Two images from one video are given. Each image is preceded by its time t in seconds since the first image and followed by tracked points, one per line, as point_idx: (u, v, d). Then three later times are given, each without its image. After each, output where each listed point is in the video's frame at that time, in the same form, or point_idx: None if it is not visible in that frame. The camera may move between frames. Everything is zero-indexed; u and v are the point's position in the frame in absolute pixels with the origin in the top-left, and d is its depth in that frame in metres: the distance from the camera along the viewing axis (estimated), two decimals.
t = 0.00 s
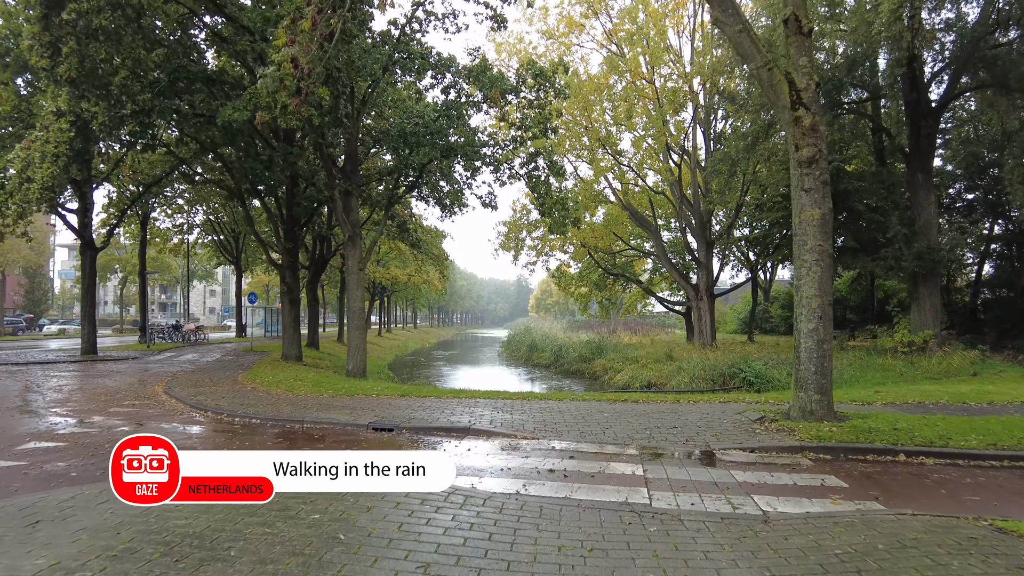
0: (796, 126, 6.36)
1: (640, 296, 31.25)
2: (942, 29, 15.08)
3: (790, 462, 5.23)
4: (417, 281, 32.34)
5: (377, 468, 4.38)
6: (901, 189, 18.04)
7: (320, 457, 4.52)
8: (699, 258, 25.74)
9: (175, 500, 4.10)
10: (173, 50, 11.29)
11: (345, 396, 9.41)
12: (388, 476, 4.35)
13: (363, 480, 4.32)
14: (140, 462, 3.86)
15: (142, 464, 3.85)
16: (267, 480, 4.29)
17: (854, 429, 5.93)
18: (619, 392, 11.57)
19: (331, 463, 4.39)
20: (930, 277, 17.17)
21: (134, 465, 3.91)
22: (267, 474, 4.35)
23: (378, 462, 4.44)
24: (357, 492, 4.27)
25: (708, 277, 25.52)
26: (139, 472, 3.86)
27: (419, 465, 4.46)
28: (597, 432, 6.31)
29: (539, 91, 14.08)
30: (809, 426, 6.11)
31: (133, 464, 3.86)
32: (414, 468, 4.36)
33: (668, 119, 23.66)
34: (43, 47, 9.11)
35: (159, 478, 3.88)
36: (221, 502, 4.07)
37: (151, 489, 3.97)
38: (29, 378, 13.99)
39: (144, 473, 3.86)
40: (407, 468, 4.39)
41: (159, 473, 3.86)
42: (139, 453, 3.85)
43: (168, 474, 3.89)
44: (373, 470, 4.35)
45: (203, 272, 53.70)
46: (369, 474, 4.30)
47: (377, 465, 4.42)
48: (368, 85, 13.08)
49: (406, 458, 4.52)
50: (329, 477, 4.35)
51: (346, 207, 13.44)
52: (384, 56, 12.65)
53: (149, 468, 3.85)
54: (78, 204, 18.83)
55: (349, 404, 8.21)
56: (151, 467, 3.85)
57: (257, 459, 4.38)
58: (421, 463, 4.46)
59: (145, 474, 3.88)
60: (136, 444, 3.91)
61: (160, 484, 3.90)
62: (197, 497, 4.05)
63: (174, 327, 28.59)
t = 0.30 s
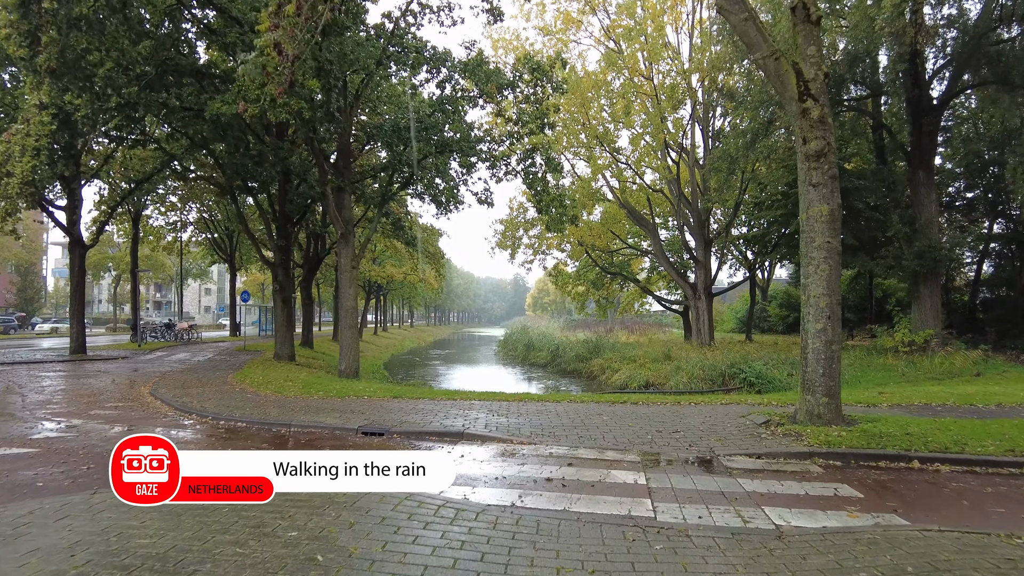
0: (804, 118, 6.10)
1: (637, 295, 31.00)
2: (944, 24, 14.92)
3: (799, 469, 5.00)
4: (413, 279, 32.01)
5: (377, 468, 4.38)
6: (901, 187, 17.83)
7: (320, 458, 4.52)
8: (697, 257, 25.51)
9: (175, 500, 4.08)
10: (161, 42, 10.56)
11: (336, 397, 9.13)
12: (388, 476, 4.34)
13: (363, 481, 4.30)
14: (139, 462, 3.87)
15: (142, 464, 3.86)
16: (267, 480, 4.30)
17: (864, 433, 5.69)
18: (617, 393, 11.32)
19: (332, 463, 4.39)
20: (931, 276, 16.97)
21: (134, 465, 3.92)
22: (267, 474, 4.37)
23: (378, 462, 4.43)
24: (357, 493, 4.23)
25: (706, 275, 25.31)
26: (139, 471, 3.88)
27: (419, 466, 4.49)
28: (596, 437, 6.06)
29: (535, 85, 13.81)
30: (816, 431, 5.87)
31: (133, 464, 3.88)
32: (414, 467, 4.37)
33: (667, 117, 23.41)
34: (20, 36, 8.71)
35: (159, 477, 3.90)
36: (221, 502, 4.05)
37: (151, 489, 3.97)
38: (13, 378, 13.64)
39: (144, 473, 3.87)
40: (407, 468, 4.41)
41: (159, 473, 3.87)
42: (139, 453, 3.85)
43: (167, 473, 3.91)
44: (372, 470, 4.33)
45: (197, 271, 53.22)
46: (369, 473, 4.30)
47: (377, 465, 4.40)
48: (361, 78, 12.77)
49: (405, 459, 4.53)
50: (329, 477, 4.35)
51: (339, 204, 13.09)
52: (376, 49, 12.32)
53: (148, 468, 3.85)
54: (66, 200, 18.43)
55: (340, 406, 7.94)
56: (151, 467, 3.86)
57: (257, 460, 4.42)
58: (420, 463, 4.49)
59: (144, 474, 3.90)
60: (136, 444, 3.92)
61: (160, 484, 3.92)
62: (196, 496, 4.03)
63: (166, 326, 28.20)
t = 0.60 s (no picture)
0: (811, 107, 5.84)
1: (634, 294, 30.71)
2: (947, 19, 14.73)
3: (809, 477, 4.74)
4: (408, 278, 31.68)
5: (377, 468, 4.47)
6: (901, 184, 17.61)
7: (319, 459, 4.61)
8: (695, 255, 25.27)
9: (175, 500, 4.11)
10: (146, 34, 10.29)
11: (325, 399, 8.82)
12: (388, 476, 4.40)
13: (362, 480, 4.37)
14: (140, 462, 3.96)
15: (142, 464, 3.94)
16: (267, 480, 4.35)
17: (875, 437, 5.42)
18: (614, 394, 11.03)
19: (332, 464, 4.48)
20: (932, 274, 16.76)
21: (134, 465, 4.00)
22: (267, 474, 4.46)
23: (378, 463, 4.53)
24: (352, 500, 4.05)
25: (704, 274, 25.07)
26: (139, 472, 3.95)
27: (419, 466, 4.56)
28: (595, 442, 5.78)
29: (531, 79, 13.52)
30: (825, 435, 5.60)
31: (134, 463, 3.96)
32: (415, 468, 4.47)
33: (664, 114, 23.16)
34: None
35: (158, 478, 3.95)
36: (220, 502, 4.08)
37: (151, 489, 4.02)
38: None
39: (144, 472, 3.95)
40: (407, 468, 4.50)
41: (158, 472, 3.93)
42: (139, 453, 3.94)
43: (167, 473, 3.95)
44: (372, 470, 4.41)
45: (191, 270, 52.70)
46: (369, 473, 4.38)
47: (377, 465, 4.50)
48: (352, 71, 12.42)
49: (406, 460, 4.65)
50: (329, 477, 4.41)
51: (329, 201, 12.75)
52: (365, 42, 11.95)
53: (148, 468, 3.92)
54: (52, 198, 18.02)
55: (327, 409, 7.64)
56: (150, 467, 3.93)
57: (258, 461, 4.54)
58: (420, 463, 4.60)
59: (144, 475, 3.96)
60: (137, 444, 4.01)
61: (159, 484, 3.96)
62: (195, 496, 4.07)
63: (156, 325, 27.77)
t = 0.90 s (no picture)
0: (822, 99, 5.57)
1: (633, 294, 30.46)
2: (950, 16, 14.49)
3: (824, 487, 4.49)
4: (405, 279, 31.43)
5: (377, 469, 4.50)
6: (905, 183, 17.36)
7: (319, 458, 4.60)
8: (695, 255, 25.03)
9: (175, 500, 4.15)
10: (133, 27, 10.20)
11: (317, 403, 8.55)
12: (388, 476, 4.46)
13: (362, 480, 4.40)
14: (140, 462, 3.95)
15: (143, 464, 3.93)
16: (268, 481, 4.37)
17: (890, 444, 5.17)
18: (614, 396, 10.79)
19: (332, 464, 4.47)
20: (935, 274, 16.53)
21: (134, 464, 3.98)
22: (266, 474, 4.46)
23: (378, 463, 4.54)
24: (339, 513, 3.83)
25: (704, 274, 24.85)
26: (139, 471, 3.96)
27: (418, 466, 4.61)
28: (596, 450, 5.52)
29: (529, 75, 13.26)
30: (838, 442, 5.35)
31: (133, 463, 3.95)
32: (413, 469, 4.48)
33: (663, 112, 22.92)
34: None
35: (159, 478, 3.97)
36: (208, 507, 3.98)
37: (152, 489, 4.01)
38: None
39: (144, 473, 3.95)
40: (407, 469, 4.53)
41: (159, 473, 3.94)
42: (140, 453, 3.92)
43: (167, 474, 3.97)
44: (373, 470, 4.46)
45: (188, 270, 52.40)
46: (369, 474, 4.42)
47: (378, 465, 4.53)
48: (346, 67, 12.16)
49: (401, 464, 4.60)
50: (329, 477, 4.44)
51: (323, 198, 12.46)
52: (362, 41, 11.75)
53: (148, 468, 3.91)
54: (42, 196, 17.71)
55: (318, 414, 7.37)
56: (151, 468, 3.92)
57: (257, 460, 4.49)
58: (420, 463, 4.66)
59: (144, 475, 3.98)
60: (136, 443, 3.97)
61: (159, 484, 3.99)
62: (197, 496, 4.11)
63: (151, 326, 27.47)
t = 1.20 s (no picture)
0: (838, 90, 5.32)
1: (633, 295, 30.18)
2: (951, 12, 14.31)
3: (844, 499, 4.22)
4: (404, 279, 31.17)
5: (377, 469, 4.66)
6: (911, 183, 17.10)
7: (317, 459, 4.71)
8: (696, 256, 24.77)
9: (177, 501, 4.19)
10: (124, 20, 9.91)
11: (310, 408, 8.29)
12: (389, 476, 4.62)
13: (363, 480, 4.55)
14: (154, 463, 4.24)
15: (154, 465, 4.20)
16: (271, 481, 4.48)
17: (910, 453, 4.90)
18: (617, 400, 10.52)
19: (333, 464, 4.62)
20: (941, 275, 16.27)
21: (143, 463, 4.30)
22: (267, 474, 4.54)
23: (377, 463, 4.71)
24: (325, 530, 3.56)
25: (705, 275, 24.60)
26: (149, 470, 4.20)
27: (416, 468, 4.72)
28: (601, 459, 5.26)
29: (530, 72, 13.01)
30: (854, 450, 5.09)
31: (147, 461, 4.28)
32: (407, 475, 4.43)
33: (665, 111, 22.65)
34: None
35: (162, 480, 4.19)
36: (187, 521, 3.74)
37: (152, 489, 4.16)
38: None
39: (151, 472, 4.20)
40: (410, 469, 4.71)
41: (164, 478, 4.18)
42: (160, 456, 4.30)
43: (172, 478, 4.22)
44: (375, 470, 4.67)
45: (185, 270, 52.11)
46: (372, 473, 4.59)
47: (381, 465, 4.77)
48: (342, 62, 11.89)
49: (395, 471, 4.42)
50: (330, 477, 4.55)
51: (318, 197, 12.18)
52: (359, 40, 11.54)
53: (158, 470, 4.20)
54: (35, 195, 17.43)
55: (311, 419, 7.10)
56: (162, 470, 4.19)
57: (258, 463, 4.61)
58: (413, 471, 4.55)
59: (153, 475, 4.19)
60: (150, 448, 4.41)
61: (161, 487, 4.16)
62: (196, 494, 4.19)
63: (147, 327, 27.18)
